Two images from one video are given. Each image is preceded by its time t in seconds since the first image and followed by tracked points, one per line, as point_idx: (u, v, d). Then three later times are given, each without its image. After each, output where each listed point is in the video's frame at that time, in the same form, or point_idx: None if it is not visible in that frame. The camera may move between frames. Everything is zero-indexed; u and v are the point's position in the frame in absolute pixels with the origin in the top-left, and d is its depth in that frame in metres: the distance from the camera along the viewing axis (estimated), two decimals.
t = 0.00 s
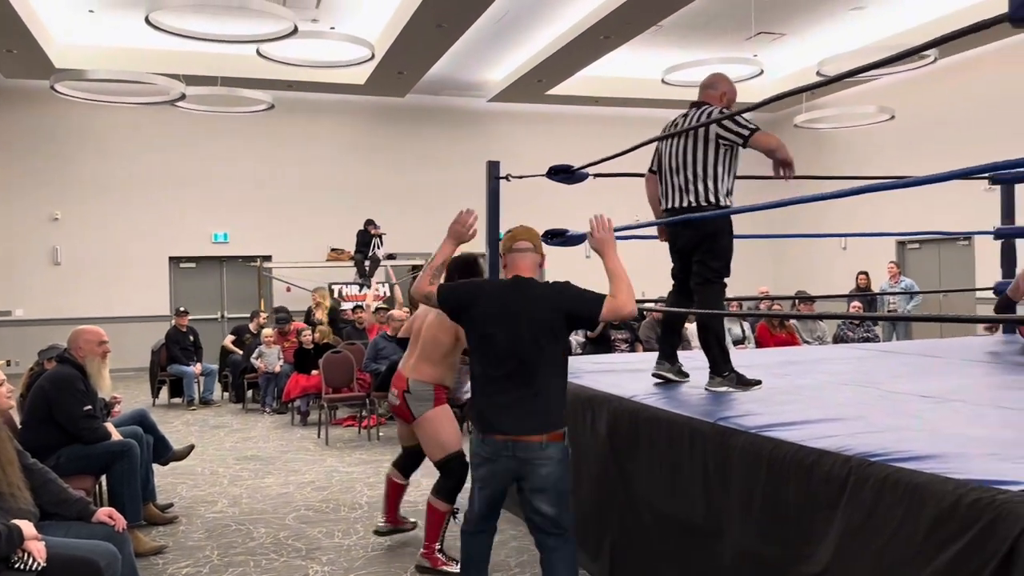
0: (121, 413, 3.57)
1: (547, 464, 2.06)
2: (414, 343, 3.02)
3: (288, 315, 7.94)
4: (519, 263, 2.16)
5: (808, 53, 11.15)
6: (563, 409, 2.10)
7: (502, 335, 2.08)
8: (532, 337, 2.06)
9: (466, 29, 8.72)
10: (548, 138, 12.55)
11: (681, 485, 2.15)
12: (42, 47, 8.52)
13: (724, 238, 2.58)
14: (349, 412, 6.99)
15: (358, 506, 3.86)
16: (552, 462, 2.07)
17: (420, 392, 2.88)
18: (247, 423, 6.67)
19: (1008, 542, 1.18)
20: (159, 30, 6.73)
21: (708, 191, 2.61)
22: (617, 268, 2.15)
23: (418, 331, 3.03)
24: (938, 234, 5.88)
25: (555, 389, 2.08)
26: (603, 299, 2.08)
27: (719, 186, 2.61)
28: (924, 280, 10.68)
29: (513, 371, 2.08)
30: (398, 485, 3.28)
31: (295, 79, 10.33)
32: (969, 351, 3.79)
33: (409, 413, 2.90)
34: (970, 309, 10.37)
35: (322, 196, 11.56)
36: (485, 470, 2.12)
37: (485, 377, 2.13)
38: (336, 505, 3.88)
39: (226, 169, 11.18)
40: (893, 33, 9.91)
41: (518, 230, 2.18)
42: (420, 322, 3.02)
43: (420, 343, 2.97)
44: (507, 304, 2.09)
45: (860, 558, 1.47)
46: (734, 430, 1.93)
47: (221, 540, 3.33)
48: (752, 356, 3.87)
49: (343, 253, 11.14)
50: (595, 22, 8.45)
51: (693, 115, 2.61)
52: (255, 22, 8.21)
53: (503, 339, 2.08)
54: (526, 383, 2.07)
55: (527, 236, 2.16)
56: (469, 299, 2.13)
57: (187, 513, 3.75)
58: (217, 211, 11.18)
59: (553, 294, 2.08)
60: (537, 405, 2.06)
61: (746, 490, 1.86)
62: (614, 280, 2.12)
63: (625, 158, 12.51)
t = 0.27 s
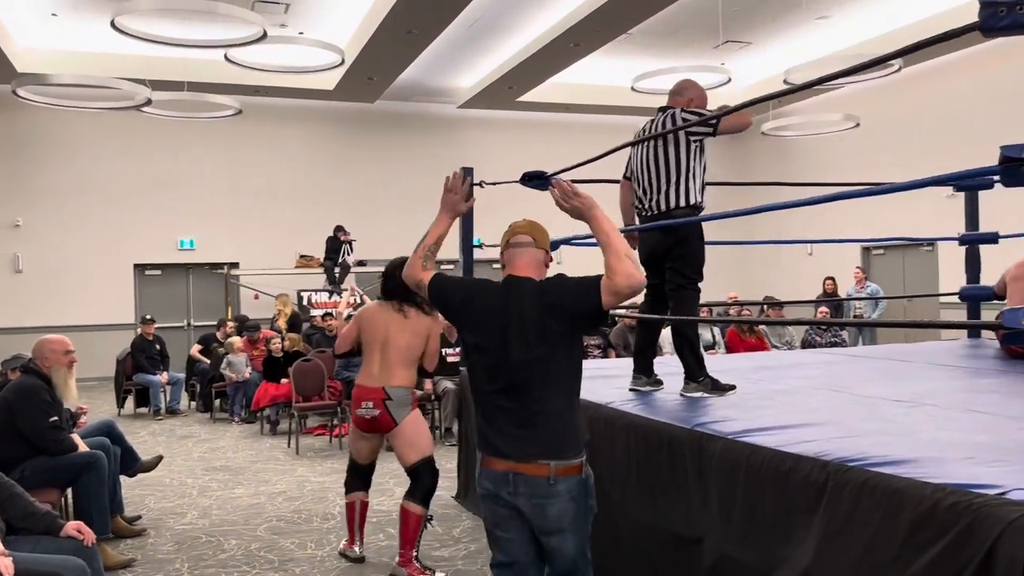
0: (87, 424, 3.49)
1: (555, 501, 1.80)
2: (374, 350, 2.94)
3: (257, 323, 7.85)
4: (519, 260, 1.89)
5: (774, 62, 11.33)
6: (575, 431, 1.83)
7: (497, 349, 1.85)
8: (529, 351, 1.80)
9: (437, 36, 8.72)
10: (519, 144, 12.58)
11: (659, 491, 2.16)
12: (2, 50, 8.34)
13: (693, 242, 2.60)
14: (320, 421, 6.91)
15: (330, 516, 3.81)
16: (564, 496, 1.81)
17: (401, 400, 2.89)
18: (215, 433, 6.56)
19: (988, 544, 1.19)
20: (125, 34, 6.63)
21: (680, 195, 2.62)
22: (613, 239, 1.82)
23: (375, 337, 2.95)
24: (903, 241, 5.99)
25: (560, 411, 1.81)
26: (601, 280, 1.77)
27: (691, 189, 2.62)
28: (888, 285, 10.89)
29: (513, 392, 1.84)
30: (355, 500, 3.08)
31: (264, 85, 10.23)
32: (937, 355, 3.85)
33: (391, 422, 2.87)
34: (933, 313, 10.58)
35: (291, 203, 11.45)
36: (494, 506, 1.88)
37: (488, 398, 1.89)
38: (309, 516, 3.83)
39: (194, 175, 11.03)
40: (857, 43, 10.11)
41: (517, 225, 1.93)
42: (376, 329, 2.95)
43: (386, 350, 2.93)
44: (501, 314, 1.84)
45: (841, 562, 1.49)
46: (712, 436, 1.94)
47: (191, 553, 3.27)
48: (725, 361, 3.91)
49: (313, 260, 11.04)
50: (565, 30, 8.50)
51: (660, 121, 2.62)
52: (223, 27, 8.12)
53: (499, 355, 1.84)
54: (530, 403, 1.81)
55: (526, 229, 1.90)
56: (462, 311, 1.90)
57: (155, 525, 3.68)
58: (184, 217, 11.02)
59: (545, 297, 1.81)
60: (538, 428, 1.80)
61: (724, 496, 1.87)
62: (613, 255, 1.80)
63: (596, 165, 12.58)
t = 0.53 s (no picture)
0: (64, 433, 3.42)
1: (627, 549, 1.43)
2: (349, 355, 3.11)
3: (234, 329, 7.77)
4: (558, 257, 1.58)
5: (750, 68, 11.45)
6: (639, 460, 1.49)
7: (555, 357, 1.45)
8: (599, 360, 1.44)
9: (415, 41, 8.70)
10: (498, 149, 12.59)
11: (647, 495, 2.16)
12: None
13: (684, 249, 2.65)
14: (299, 428, 6.84)
15: (312, 525, 3.77)
16: (637, 540, 1.44)
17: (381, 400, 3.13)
18: (192, 441, 6.47)
19: (982, 546, 1.20)
20: (100, 37, 6.54)
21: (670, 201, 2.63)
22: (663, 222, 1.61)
23: (347, 343, 3.12)
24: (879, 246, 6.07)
25: (631, 430, 1.46)
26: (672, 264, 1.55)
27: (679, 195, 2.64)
28: (863, 289, 11.03)
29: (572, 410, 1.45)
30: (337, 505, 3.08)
31: (240, 89, 10.15)
32: (916, 358, 3.90)
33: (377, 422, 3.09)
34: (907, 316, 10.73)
35: (268, 208, 11.35)
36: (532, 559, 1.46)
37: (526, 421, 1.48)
38: (291, 524, 3.79)
39: (169, 179, 10.90)
40: (831, 50, 10.26)
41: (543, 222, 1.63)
42: (348, 335, 3.12)
43: (362, 354, 3.13)
44: (556, 314, 1.46)
45: (835, 564, 1.50)
46: (701, 441, 1.95)
47: (171, 563, 3.22)
48: (709, 365, 3.93)
49: (290, 265, 10.95)
50: (544, 36, 8.53)
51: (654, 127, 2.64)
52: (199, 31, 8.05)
53: (557, 365, 1.45)
54: (597, 426, 1.44)
55: (557, 223, 1.61)
56: (494, 309, 1.49)
57: (133, 535, 3.62)
58: (159, 223, 10.88)
59: (616, 293, 1.47)
60: (605, 457, 1.43)
61: (714, 501, 1.88)
62: (673, 238, 1.59)
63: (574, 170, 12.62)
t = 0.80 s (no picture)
0: (47, 440, 3.38)
1: None
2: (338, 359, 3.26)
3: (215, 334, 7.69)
4: (613, 254, 1.39)
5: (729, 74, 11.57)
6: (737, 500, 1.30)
7: (648, 376, 1.26)
8: (698, 381, 1.26)
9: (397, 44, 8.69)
10: (480, 153, 12.59)
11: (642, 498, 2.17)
12: None
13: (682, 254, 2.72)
14: (282, 433, 6.79)
15: (299, 531, 3.74)
16: None
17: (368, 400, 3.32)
18: (173, 447, 6.40)
19: (978, 544, 1.23)
20: (79, 39, 6.47)
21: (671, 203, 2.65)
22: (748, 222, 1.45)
23: (335, 348, 3.27)
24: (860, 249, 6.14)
25: (737, 467, 1.28)
26: (774, 275, 1.40)
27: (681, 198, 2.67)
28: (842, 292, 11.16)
29: (675, 449, 1.25)
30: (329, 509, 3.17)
31: (220, 92, 10.07)
32: (899, 360, 3.96)
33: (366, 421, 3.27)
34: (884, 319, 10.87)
35: (248, 212, 11.26)
36: None
37: (615, 465, 1.26)
38: (277, 530, 3.76)
39: (147, 183, 10.79)
40: (809, 56, 10.39)
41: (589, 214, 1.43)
42: (336, 340, 3.27)
43: (350, 357, 3.29)
44: (650, 330, 1.28)
45: (831, 564, 1.52)
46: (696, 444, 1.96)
47: (156, 571, 3.18)
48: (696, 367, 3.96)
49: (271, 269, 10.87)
50: (526, 40, 8.55)
51: (654, 130, 2.66)
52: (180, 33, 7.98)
53: (655, 389, 1.26)
54: (698, 455, 1.25)
55: (609, 214, 1.41)
56: (576, 324, 1.28)
57: (117, 543, 3.57)
58: (137, 227, 10.76)
59: (713, 300, 1.32)
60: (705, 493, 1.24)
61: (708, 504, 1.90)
62: (772, 250, 1.45)
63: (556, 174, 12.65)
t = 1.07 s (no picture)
0: (30, 445, 3.33)
1: None
2: (339, 364, 3.39)
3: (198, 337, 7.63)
4: (740, 224, 1.05)
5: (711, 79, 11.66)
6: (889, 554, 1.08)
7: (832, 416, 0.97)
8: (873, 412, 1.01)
9: (381, 47, 8.67)
10: (463, 157, 12.60)
11: (633, 501, 2.18)
12: None
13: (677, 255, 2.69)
14: (266, 438, 6.74)
15: (286, 535, 3.72)
16: None
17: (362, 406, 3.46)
18: (155, 453, 6.34)
19: (974, 543, 1.25)
20: (61, 41, 6.41)
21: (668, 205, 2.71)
22: (797, 253, 1.33)
23: (336, 353, 3.40)
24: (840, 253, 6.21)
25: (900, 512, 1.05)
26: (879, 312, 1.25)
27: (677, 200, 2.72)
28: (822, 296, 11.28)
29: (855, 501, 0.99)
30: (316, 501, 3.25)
31: (202, 94, 10.00)
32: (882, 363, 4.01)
33: (362, 426, 3.42)
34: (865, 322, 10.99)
35: (231, 215, 11.18)
36: None
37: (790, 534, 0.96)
38: (264, 536, 3.73)
39: (129, 186, 10.68)
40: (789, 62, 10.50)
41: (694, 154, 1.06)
42: (338, 346, 3.40)
43: (349, 363, 3.43)
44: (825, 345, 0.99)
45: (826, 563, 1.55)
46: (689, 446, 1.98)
47: None
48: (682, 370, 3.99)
49: (253, 273, 10.80)
50: (511, 44, 8.57)
51: (649, 133, 2.69)
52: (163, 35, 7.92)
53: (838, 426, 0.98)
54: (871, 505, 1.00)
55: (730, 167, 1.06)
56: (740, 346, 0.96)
57: (102, 549, 3.53)
58: (118, 230, 10.65)
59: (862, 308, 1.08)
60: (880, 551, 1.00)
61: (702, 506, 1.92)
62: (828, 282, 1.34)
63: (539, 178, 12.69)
